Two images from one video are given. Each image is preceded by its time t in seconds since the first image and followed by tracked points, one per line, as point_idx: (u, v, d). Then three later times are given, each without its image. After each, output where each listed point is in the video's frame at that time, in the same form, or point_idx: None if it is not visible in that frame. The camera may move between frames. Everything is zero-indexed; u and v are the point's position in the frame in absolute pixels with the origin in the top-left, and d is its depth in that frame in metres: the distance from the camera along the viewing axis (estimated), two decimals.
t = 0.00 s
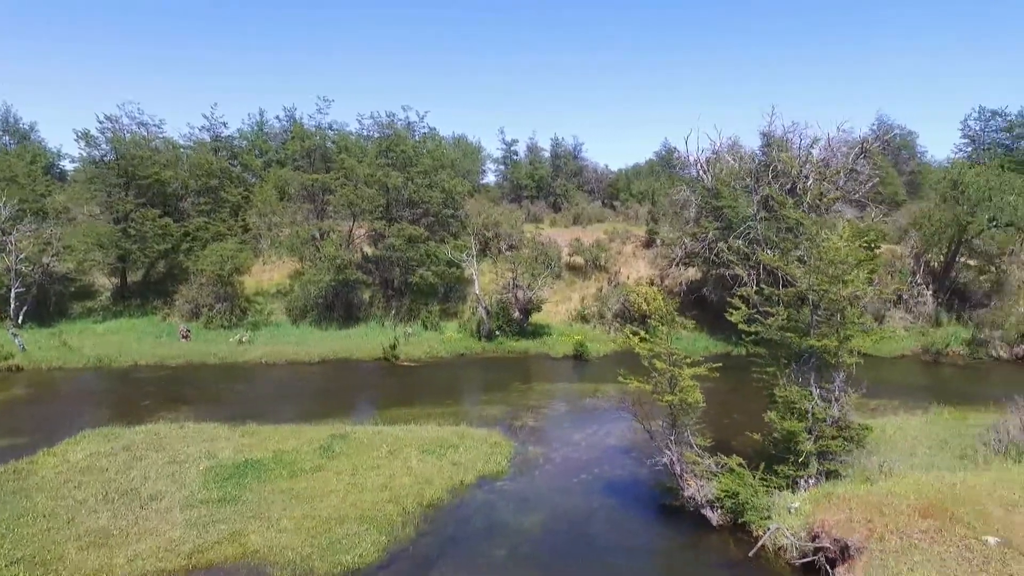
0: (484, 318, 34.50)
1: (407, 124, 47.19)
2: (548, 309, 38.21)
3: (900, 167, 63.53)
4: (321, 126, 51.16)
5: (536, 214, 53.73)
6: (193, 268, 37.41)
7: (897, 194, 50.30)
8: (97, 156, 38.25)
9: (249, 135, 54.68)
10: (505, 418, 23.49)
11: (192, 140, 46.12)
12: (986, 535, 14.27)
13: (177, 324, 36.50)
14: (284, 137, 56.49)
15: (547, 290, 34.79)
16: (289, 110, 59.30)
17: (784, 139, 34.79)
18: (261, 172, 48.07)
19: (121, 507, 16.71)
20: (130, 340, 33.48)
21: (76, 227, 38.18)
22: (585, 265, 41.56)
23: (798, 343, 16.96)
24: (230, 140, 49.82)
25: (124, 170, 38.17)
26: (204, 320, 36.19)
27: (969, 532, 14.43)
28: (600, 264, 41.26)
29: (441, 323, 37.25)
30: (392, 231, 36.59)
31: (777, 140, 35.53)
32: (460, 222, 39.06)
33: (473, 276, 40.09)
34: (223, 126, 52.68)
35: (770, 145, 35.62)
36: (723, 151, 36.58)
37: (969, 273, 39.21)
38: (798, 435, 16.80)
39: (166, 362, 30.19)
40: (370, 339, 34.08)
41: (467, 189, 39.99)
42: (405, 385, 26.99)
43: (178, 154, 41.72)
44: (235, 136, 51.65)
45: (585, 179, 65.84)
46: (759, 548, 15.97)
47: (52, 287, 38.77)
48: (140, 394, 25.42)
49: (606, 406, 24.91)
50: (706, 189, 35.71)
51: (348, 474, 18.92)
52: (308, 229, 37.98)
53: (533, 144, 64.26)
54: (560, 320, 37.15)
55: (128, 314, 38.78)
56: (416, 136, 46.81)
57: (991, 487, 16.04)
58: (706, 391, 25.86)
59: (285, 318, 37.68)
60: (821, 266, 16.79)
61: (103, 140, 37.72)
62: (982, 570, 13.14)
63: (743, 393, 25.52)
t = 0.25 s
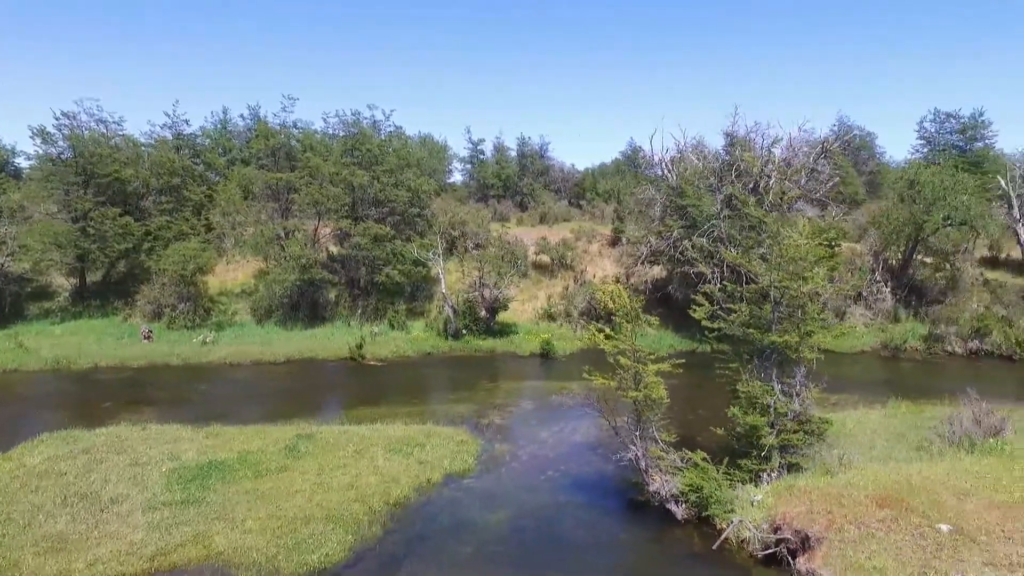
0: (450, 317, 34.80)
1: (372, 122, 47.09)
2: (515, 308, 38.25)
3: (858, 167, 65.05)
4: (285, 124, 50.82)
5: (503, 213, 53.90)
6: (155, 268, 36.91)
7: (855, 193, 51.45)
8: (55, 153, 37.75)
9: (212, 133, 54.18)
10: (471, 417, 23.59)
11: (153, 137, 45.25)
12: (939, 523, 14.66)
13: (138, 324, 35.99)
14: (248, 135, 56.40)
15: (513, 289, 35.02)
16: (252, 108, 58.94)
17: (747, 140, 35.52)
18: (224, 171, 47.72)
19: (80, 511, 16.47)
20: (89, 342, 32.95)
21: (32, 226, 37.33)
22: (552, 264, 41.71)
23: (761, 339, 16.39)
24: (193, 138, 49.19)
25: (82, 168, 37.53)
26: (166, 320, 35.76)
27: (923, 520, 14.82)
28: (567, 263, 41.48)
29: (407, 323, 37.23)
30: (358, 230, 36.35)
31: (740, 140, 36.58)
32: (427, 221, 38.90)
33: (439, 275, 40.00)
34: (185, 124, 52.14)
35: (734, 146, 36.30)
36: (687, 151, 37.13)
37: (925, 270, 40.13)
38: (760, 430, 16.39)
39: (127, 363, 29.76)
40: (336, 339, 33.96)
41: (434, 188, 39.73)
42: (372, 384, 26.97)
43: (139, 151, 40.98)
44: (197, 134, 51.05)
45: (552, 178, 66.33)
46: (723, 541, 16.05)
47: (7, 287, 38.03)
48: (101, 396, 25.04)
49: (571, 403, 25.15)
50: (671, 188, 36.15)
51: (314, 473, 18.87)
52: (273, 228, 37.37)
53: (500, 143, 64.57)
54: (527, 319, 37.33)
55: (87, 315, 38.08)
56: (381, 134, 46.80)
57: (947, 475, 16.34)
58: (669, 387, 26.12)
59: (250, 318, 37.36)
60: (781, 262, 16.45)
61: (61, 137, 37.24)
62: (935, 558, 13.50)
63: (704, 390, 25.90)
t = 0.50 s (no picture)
0: (405, 316, 34.79)
1: (325, 120, 47.03)
2: (470, 307, 38.36)
3: (805, 167, 66.73)
4: (236, 121, 50.19)
5: (458, 212, 53.89)
6: (101, 268, 36.13)
7: (803, 193, 52.71)
8: None
9: (161, 130, 53.38)
10: (426, 415, 23.60)
11: (97, 134, 44.13)
12: (880, 510, 15.11)
13: (84, 327, 35.20)
14: (198, 133, 55.96)
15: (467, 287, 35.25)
16: (202, 105, 58.27)
17: (698, 139, 36.17)
18: (173, 169, 46.97)
19: (21, 518, 16.02)
20: (32, 345, 32.13)
21: None
22: (506, 263, 41.68)
23: (710, 334, 16.22)
24: (140, 134, 48.21)
25: (23, 165, 36.91)
26: (113, 322, 35.13)
27: (865, 507, 15.27)
28: (521, 261, 41.51)
29: (362, 322, 37.07)
30: (311, 228, 36.06)
31: (691, 140, 36.74)
32: (381, 219, 38.49)
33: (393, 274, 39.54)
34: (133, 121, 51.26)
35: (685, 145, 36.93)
36: (640, 150, 37.28)
37: (869, 267, 41.05)
38: (710, 423, 16.37)
39: (71, 366, 29.06)
40: (289, 339, 33.66)
41: (388, 187, 39.47)
42: (326, 384, 26.81)
43: (83, 148, 39.57)
44: (145, 131, 50.14)
45: (507, 177, 66.51)
46: (674, 532, 16.36)
47: None
48: (46, 400, 24.41)
49: (525, 400, 25.34)
50: (624, 186, 36.51)
51: (266, 474, 18.69)
52: (224, 227, 37.53)
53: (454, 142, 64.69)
54: (481, 317, 37.48)
55: (29, 317, 36.99)
56: (334, 132, 46.74)
57: (889, 464, 16.77)
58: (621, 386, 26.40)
59: (200, 318, 36.80)
60: (729, 259, 16.31)
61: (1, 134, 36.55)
62: (875, 543, 14.02)
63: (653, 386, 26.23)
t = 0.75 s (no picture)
0: (360, 316, 34.76)
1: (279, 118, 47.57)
2: (425, 305, 38.50)
3: (756, 168, 68.12)
4: (185, 118, 49.50)
5: (412, 211, 53.71)
6: (44, 268, 35.07)
7: (754, 192, 53.78)
8: None
9: (107, 127, 52.47)
10: (382, 415, 23.57)
11: (39, 130, 42.93)
12: (826, 500, 15.46)
13: (26, 330, 34.25)
14: (146, 130, 55.38)
15: (423, 286, 35.23)
16: (150, 102, 57.53)
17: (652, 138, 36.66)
18: (120, 167, 46.06)
19: None
20: None
21: None
22: (461, 262, 41.82)
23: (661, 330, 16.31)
24: (84, 132, 47.16)
25: None
26: (58, 324, 34.41)
27: (812, 497, 15.57)
28: (476, 259, 41.74)
29: (316, 322, 36.66)
30: (263, 228, 35.38)
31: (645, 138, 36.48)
32: (335, 218, 38.65)
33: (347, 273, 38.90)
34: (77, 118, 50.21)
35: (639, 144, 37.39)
36: (595, 150, 37.29)
37: (817, 264, 41.94)
38: (662, 418, 16.49)
39: (14, 369, 28.25)
40: (241, 339, 33.35)
41: (340, 186, 39.67)
42: (280, 385, 26.59)
43: (24, 145, 39.61)
44: (90, 128, 49.19)
45: (461, 176, 66.00)
46: (628, 526, 16.52)
47: None
48: None
49: (480, 398, 25.49)
50: (578, 184, 36.83)
51: (218, 476, 18.42)
52: (174, 226, 36.96)
53: (409, 141, 64.83)
54: (436, 316, 37.59)
55: None
56: (288, 131, 47.32)
57: (835, 455, 17.13)
58: (575, 383, 26.42)
59: (150, 319, 36.15)
60: (680, 256, 16.27)
61: None
62: (821, 532, 14.38)
63: (604, 383, 26.43)
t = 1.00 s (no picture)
0: (314, 316, 34.81)
1: (229, 117, 47.37)
2: (380, 305, 38.58)
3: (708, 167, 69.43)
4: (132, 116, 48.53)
5: (367, 210, 53.33)
6: None
7: (707, 191, 54.76)
8: None
9: (50, 123, 51.26)
10: (337, 416, 23.43)
11: None
12: (775, 492, 15.76)
13: None
14: (92, 127, 54.40)
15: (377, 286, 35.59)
16: (95, 99, 56.40)
17: (605, 139, 37.18)
18: (64, 165, 44.88)
19: None
20: None
21: None
22: (416, 261, 41.81)
23: (613, 329, 16.41)
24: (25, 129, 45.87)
25: None
26: None
27: (761, 490, 15.82)
28: (431, 259, 41.66)
29: (270, 323, 36.51)
30: (213, 228, 34.78)
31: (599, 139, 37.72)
32: (288, 218, 38.04)
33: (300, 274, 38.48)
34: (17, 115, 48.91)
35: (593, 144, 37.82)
36: (549, 150, 38.47)
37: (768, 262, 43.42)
38: (616, 415, 16.64)
39: None
40: (193, 341, 32.97)
41: (293, 185, 38.78)
42: (232, 387, 26.24)
43: None
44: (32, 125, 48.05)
45: (418, 175, 67.52)
46: (582, 523, 16.65)
47: None
48: None
49: (435, 398, 25.49)
50: (532, 184, 36.96)
51: (167, 481, 18.02)
52: (121, 226, 36.13)
53: (364, 140, 64.77)
54: (391, 316, 37.73)
55: None
56: (239, 130, 47.00)
57: (784, 449, 17.50)
58: (530, 381, 26.36)
59: (97, 322, 35.28)
60: (630, 256, 16.44)
61: None
62: (771, 523, 14.69)
63: (558, 381, 26.48)
